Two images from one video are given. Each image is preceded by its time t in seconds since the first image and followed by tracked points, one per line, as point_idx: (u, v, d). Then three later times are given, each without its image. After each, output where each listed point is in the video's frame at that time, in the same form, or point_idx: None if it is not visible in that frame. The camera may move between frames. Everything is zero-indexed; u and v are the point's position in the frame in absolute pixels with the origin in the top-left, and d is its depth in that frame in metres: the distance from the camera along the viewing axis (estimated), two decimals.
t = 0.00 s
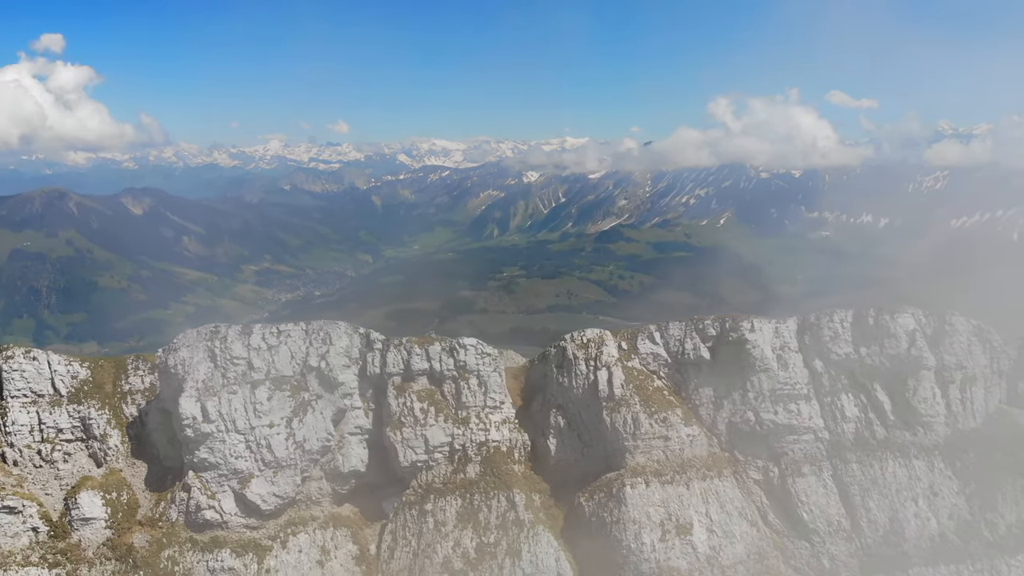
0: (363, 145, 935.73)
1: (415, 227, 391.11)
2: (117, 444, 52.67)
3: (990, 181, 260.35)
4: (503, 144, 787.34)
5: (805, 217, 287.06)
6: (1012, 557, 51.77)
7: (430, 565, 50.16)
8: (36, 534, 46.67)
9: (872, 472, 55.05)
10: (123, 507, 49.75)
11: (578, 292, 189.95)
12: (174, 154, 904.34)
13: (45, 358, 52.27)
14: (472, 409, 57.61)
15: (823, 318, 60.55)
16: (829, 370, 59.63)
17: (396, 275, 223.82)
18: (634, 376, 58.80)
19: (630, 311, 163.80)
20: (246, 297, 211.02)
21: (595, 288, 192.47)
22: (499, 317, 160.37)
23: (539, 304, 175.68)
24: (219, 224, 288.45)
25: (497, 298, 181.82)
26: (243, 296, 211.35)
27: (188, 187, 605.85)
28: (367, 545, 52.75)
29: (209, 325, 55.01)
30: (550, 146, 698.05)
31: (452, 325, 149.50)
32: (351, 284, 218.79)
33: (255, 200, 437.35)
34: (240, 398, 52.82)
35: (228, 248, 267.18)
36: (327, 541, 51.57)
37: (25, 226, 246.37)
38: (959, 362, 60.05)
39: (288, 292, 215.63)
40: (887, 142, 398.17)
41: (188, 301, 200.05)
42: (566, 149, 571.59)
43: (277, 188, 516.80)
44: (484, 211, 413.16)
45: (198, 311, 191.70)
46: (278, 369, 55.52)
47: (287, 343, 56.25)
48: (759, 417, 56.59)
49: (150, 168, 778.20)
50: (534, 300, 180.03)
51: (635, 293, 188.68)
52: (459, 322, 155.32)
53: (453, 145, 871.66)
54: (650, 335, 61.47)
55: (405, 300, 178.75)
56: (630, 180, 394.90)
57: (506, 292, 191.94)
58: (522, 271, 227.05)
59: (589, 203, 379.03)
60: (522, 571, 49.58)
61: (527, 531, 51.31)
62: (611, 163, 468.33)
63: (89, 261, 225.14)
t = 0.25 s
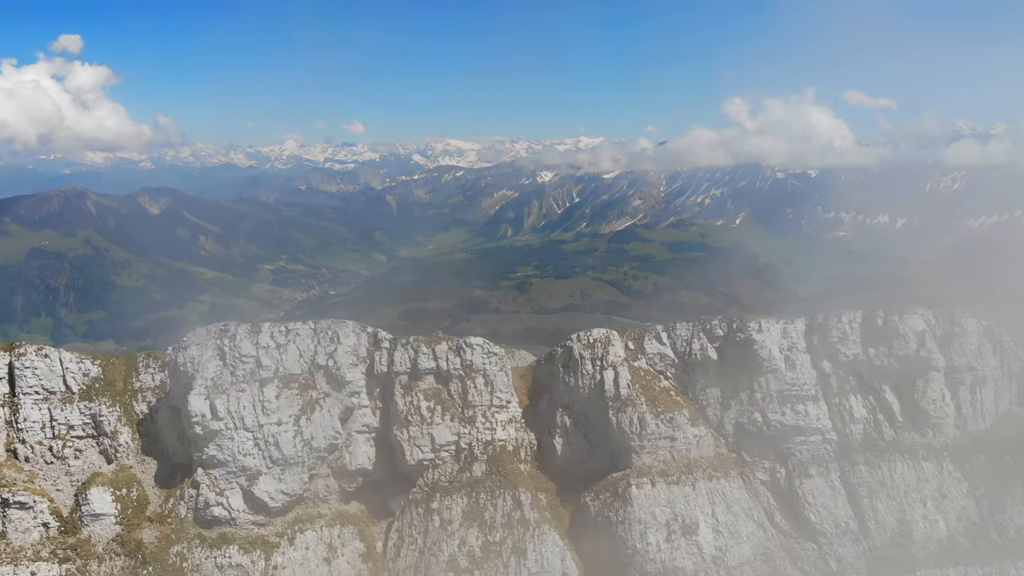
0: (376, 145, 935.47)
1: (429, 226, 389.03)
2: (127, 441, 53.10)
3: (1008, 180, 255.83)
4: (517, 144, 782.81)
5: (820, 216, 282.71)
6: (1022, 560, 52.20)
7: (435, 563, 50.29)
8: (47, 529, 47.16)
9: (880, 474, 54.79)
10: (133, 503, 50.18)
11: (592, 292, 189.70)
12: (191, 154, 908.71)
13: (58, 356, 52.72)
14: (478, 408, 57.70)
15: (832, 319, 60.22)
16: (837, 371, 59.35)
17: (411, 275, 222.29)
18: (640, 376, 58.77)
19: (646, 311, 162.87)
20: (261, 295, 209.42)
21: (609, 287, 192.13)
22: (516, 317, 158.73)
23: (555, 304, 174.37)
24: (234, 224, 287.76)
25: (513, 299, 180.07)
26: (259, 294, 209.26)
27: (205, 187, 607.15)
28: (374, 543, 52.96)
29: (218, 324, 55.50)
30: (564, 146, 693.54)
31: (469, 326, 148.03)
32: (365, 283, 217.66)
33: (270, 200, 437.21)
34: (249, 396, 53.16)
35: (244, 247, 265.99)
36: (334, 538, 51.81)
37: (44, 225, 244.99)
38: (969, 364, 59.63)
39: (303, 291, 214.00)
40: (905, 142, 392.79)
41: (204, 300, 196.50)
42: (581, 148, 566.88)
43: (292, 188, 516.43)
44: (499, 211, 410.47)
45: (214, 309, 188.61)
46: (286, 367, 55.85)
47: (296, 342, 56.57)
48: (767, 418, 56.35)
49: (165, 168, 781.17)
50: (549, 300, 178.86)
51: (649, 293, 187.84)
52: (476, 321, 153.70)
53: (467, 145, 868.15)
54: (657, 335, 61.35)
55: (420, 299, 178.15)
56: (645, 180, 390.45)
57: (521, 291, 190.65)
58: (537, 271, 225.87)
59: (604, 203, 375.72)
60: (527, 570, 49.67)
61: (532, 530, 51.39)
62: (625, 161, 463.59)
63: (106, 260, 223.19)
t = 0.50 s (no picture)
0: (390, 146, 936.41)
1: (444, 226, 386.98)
2: (137, 438, 53.58)
3: None
4: (531, 144, 779.15)
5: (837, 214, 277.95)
6: None
7: (441, 562, 50.39)
8: (57, 525, 47.59)
9: (888, 475, 54.56)
10: (142, 499, 50.63)
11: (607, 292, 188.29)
12: (209, 154, 913.24)
13: (69, 353, 53.07)
14: (484, 407, 57.81)
15: (840, 319, 59.99)
16: (845, 372, 59.05)
17: (426, 276, 220.69)
18: (646, 376, 58.72)
19: (659, 309, 160.67)
20: (277, 295, 207.32)
21: (622, 287, 190.36)
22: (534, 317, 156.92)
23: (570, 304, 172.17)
24: (251, 223, 286.49)
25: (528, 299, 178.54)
26: (275, 295, 205.85)
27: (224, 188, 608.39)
28: (380, 541, 53.15)
29: (228, 322, 55.93)
30: (578, 146, 689.69)
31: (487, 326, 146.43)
32: (379, 283, 216.13)
33: (286, 200, 437.42)
34: (257, 394, 53.56)
35: (260, 247, 264.46)
36: (341, 536, 52.06)
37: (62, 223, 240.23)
38: (979, 365, 59.24)
39: (319, 290, 212.07)
40: (924, 142, 387.30)
41: (222, 301, 190.98)
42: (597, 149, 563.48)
43: (308, 188, 516.28)
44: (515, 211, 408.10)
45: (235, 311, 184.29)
46: (294, 366, 56.19)
47: (304, 340, 56.88)
48: (774, 419, 56.14)
49: (181, 168, 785.59)
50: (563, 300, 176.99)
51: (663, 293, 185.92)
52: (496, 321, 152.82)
53: (482, 145, 865.23)
54: (663, 335, 61.31)
55: (435, 300, 177.03)
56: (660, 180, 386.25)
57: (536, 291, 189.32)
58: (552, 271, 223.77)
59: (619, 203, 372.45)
60: (532, 569, 49.71)
61: (538, 529, 51.44)
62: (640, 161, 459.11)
63: (125, 259, 218.38)
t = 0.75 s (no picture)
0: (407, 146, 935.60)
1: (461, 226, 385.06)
2: (150, 435, 54.13)
3: None
4: (549, 145, 773.36)
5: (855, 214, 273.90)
6: None
7: (448, 559, 50.58)
8: (70, 519, 48.02)
9: (898, 478, 54.27)
10: (154, 495, 51.12)
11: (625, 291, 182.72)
12: (231, 155, 916.78)
13: (83, 350, 53.73)
14: (493, 406, 57.94)
15: (851, 320, 59.70)
16: (855, 373, 58.79)
17: (445, 277, 218.27)
18: (655, 376, 58.71)
19: (674, 309, 156.54)
20: (296, 295, 204.68)
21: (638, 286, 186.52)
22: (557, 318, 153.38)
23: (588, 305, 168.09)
24: (270, 223, 285.00)
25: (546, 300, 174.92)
26: (294, 293, 205.92)
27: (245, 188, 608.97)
28: (388, 538, 53.38)
29: (239, 321, 56.57)
30: (596, 146, 684.21)
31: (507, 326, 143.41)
32: (396, 282, 213.91)
33: (305, 200, 437.34)
34: (268, 392, 54.03)
35: (280, 246, 262.44)
36: (350, 533, 52.35)
37: (83, 223, 232.37)
38: (992, 367, 58.78)
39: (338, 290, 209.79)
40: (947, 142, 380.23)
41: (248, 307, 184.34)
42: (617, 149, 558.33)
43: (327, 189, 515.74)
44: (532, 211, 402.38)
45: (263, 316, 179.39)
46: (304, 363, 56.67)
47: (314, 339, 57.37)
48: (783, 420, 55.97)
49: (200, 169, 789.05)
50: (581, 300, 173.84)
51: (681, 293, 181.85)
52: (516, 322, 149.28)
53: (499, 146, 860.64)
54: (672, 335, 61.22)
55: (453, 300, 174.69)
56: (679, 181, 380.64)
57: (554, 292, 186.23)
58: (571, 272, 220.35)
59: (637, 203, 366.29)
60: (539, 568, 49.75)
61: (545, 528, 51.50)
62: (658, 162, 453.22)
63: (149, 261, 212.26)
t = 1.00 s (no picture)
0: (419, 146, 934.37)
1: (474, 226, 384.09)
2: (160, 432, 54.63)
3: None
4: (563, 144, 767.79)
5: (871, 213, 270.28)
6: None
7: (454, 558, 50.60)
8: (81, 515, 48.43)
9: (907, 479, 54.05)
10: (163, 492, 51.57)
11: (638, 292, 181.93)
12: (246, 155, 920.01)
13: (95, 348, 54.27)
14: (499, 405, 58.09)
15: (860, 321, 59.53)
16: (864, 374, 58.58)
17: (459, 278, 215.94)
18: (661, 377, 58.69)
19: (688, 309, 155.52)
20: (312, 295, 203.07)
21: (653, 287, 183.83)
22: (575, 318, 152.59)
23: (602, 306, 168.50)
24: (286, 222, 283.54)
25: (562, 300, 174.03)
26: (310, 293, 204.21)
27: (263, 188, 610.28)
28: (395, 536, 53.55)
29: (248, 319, 57.11)
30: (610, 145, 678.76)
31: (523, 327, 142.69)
32: (410, 282, 212.68)
33: (322, 201, 436.12)
34: (276, 389, 54.39)
35: (295, 246, 260.67)
36: (357, 530, 52.54)
37: (101, 223, 227.87)
38: (1002, 369, 58.59)
39: (353, 290, 208.01)
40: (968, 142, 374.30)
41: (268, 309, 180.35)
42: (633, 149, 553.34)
43: (343, 189, 515.04)
44: (547, 212, 398.30)
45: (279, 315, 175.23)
46: (313, 362, 57.07)
47: (322, 337, 57.75)
48: (791, 421, 55.84)
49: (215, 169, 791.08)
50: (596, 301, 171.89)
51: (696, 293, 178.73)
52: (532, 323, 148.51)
53: (513, 146, 856.08)
54: (680, 336, 61.21)
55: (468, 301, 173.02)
56: (694, 181, 375.17)
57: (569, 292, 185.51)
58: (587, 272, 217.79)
59: (652, 203, 360.72)
60: (545, 567, 49.73)
61: (551, 527, 51.49)
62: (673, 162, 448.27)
63: (167, 262, 207.83)
